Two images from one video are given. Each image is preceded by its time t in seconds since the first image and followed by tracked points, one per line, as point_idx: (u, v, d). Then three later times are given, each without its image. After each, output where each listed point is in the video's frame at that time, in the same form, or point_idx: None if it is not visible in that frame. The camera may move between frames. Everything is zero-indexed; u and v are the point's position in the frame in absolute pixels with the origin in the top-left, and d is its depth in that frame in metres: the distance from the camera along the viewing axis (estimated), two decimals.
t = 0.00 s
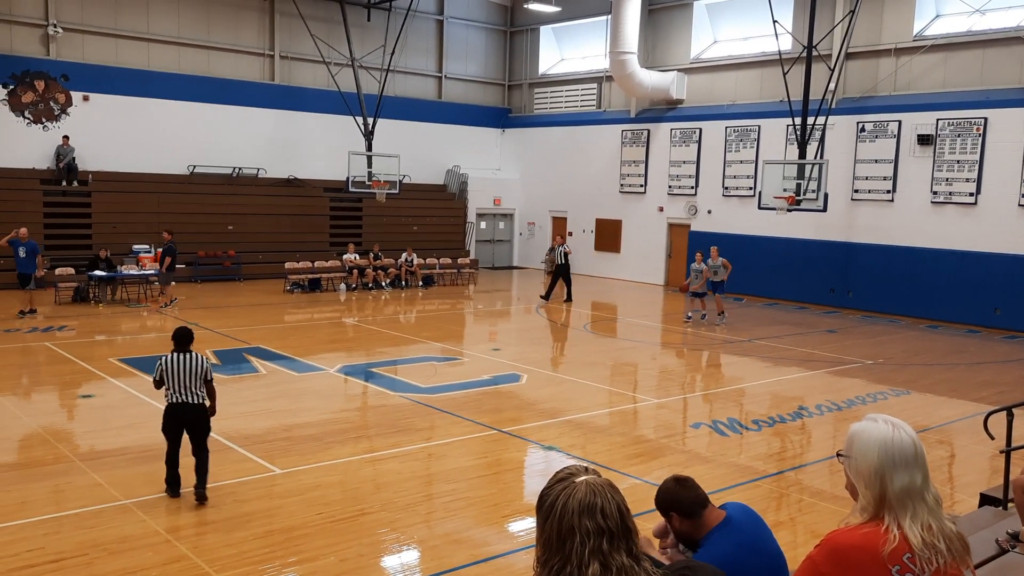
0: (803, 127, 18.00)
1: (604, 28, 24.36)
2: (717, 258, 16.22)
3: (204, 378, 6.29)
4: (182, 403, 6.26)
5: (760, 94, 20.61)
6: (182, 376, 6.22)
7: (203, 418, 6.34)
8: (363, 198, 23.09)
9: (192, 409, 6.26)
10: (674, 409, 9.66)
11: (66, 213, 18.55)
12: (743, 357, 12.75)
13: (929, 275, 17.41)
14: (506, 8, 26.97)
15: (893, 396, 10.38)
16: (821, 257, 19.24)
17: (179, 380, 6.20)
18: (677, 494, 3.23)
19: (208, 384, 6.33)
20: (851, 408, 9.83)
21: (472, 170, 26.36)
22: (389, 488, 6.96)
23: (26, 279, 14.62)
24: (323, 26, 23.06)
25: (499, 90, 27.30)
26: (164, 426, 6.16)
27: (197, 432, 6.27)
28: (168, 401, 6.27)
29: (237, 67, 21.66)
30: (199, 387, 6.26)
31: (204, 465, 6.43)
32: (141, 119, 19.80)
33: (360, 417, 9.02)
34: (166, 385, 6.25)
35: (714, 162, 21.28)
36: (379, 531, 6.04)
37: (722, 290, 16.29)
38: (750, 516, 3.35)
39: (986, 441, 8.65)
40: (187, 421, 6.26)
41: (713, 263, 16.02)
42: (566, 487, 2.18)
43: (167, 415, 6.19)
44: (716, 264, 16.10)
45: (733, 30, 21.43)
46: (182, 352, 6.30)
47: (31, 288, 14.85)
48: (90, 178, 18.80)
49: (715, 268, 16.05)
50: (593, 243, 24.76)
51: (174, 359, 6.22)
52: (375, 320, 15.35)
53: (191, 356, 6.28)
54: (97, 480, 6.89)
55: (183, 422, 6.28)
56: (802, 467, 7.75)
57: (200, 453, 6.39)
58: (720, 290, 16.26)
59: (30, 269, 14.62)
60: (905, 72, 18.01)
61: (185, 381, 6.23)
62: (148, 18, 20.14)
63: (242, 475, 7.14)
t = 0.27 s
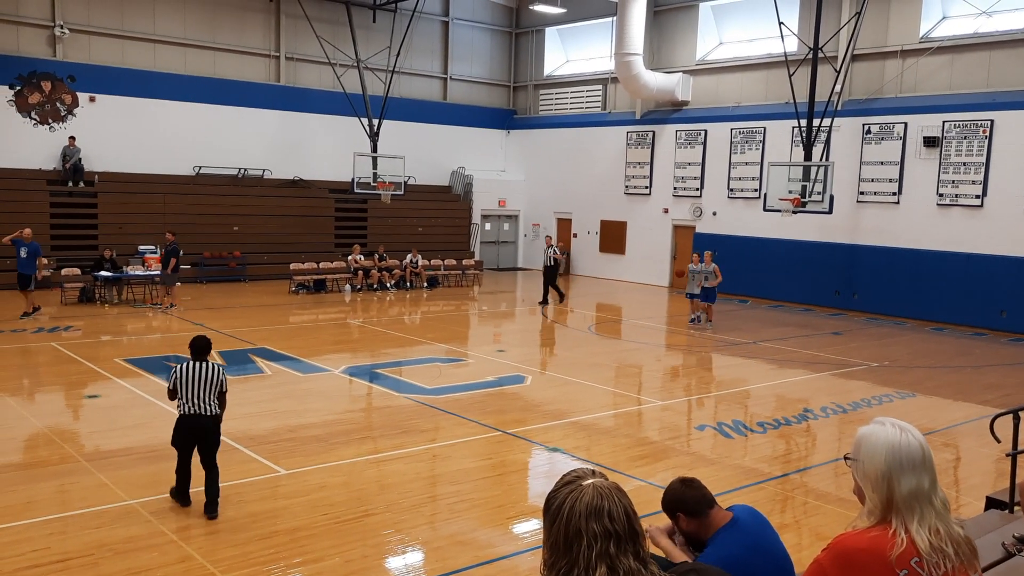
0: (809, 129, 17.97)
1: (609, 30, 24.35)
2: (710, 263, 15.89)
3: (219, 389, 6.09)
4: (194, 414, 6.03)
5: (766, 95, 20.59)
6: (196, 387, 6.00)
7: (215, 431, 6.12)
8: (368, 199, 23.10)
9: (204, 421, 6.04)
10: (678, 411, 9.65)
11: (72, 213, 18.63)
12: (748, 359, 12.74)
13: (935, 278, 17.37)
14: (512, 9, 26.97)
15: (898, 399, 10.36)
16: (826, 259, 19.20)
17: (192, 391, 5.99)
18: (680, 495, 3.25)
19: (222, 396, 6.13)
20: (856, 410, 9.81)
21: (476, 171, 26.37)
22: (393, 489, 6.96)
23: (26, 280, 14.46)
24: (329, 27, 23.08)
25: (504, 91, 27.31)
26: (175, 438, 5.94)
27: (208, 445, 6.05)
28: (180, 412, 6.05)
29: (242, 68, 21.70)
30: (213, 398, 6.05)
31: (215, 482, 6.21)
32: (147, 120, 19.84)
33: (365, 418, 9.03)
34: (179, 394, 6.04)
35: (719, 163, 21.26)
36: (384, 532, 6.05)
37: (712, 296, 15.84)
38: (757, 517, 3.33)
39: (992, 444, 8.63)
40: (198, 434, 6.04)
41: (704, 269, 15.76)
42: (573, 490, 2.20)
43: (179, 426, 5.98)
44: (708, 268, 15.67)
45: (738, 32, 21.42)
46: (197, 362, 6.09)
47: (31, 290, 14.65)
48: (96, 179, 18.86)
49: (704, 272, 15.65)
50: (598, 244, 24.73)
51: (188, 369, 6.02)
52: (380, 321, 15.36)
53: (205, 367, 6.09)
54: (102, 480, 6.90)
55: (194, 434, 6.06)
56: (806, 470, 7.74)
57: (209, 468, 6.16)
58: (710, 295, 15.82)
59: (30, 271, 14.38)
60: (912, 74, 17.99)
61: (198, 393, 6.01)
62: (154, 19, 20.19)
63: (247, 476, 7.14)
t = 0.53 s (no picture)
0: (815, 131, 17.93)
1: (615, 31, 24.34)
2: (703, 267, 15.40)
3: (226, 397, 5.80)
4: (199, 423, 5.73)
5: (772, 97, 20.57)
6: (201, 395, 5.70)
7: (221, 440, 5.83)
8: (374, 200, 23.13)
9: (211, 430, 5.76)
10: (683, 413, 9.64)
11: (79, 213, 18.70)
12: (752, 361, 12.72)
13: (941, 281, 17.33)
14: (518, 10, 26.98)
15: (903, 402, 10.33)
16: (831, 261, 19.16)
17: (198, 400, 5.69)
18: (687, 495, 3.23)
19: (228, 404, 5.84)
20: (861, 413, 9.79)
21: (482, 172, 26.38)
22: (397, 489, 6.97)
23: (26, 279, 14.48)
24: (335, 27, 23.09)
25: (510, 92, 27.32)
26: (181, 449, 5.64)
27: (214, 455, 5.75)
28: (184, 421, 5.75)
29: (249, 69, 21.75)
30: (219, 406, 5.76)
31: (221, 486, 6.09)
32: (153, 120, 19.90)
33: (370, 418, 9.04)
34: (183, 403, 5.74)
35: (725, 165, 21.23)
36: (388, 532, 6.05)
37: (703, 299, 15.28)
38: (762, 519, 3.33)
39: (997, 448, 8.60)
40: (204, 444, 5.75)
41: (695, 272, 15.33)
42: (578, 492, 2.20)
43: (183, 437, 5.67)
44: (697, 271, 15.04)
45: (744, 35, 21.41)
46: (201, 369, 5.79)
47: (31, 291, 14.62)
48: (103, 178, 18.92)
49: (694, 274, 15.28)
50: (603, 245, 24.72)
51: (193, 377, 5.72)
52: (384, 321, 15.38)
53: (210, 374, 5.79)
54: (107, 479, 6.92)
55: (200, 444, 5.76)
56: (811, 473, 7.72)
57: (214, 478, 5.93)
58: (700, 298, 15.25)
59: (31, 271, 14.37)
60: (918, 77, 17.95)
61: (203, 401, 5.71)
62: (161, 20, 20.24)
63: (252, 476, 7.15)
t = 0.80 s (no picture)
0: (820, 132, 17.89)
1: (620, 32, 24.33)
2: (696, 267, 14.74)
3: (226, 400, 5.61)
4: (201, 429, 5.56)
5: (777, 98, 20.54)
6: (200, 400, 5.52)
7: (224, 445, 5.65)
8: (378, 200, 23.15)
9: (212, 435, 5.59)
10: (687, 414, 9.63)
11: (84, 212, 18.73)
12: (757, 362, 12.70)
13: (946, 282, 17.29)
14: (523, 11, 26.98)
15: (908, 404, 10.31)
16: (836, 262, 19.12)
17: (197, 405, 5.51)
18: (694, 497, 3.18)
19: (229, 406, 5.66)
20: (865, 415, 9.77)
21: (486, 172, 26.39)
22: (400, 489, 6.97)
23: (24, 278, 14.41)
24: (340, 27, 23.11)
25: (515, 92, 27.32)
26: (183, 457, 5.47)
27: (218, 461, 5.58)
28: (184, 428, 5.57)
29: (255, 68, 21.78)
30: (220, 410, 5.59)
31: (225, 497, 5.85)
32: (159, 119, 19.94)
33: (373, 417, 9.04)
34: (183, 410, 5.57)
35: (730, 166, 21.21)
36: (391, 531, 6.05)
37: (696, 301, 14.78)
38: (766, 520, 3.32)
39: (1002, 450, 8.58)
40: (207, 449, 5.59)
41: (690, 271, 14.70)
42: (582, 492, 2.20)
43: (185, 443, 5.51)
44: (691, 270, 14.59)
45: (750, 35, 21.38)
46: (198, 372, 5.61)
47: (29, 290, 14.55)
48: (108, 177, 18.96)
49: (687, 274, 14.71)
50: (608, 246, 24.69)
51: (191, 381, 5.53)
52: (388, 321, 15.38)
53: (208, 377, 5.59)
54: (112, 478, 6.93)
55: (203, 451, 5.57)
56: (815, 474, 7.71)
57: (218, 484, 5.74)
58: (693, 299, 14.76)
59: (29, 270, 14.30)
60: (924, 77, 17.91)
61: (201, 406, 5.53)
62: (167, 19, 20.27)
63: (255, 475, 7.16)
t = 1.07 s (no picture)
0: (825, 132, 17.86)
1: (625, 32, 24.32)
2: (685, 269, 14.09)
3: (235, 413, 5.33)
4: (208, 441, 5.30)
5: (782, 98, 20.51)
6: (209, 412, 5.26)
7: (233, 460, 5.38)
8: (382, 199, 23.16)
9: (220, 449, 5.31)
10: (690, 415, 9.62)
11: (89, 211, 18.77)
12: (761, 364, 12.69)
13: (950, 284, 17.25)
14: (528, 11, 26.98)
15: (912, 405, 10.28)
16: (840, 263, 19.10)
17: (205, 418, 5.25)
18: (697, 497, 3.17)
19: (239, 419, 5.38)
20: (870, 416, 9.75)
21: (490, 172, 26.40)
22: (404, 489, 6.97)
23: (15, 276, 14.25)
24: (345, 27, 23.12)
25: (519, 92, 27.32)
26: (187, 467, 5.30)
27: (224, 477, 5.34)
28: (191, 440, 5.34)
29: (259, 68, 21.80)
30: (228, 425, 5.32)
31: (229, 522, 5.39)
32: (164, 119, 19.96)
33: (377, 417, 9.05)
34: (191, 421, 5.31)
35: (734, 167, 21.19)
36: (394, 531, 6.05)
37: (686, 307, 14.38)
38: (769, 521, 3.32)
39: (1007, 452, 8.56)
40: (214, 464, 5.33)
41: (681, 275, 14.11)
42: (585, 493, 2.20)
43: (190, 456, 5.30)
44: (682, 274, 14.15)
45: (755, 36, 21.35)
46: (210, 383, 5.31)
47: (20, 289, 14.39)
48: (113, 177, 18.98)
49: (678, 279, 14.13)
50: (612, 246, 24.67)
51: (200, 393, 5.26)
52: (392, 321, 15.39)
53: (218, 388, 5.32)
54: (116, 476, 6.94)
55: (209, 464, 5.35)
56: (819, 476, 7.70)
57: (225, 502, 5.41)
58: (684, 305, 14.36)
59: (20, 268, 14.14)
60: (929, 79, 17.88)
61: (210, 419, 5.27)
62: (172, 18, 20.30)
63: (259, 474, 7.17)
